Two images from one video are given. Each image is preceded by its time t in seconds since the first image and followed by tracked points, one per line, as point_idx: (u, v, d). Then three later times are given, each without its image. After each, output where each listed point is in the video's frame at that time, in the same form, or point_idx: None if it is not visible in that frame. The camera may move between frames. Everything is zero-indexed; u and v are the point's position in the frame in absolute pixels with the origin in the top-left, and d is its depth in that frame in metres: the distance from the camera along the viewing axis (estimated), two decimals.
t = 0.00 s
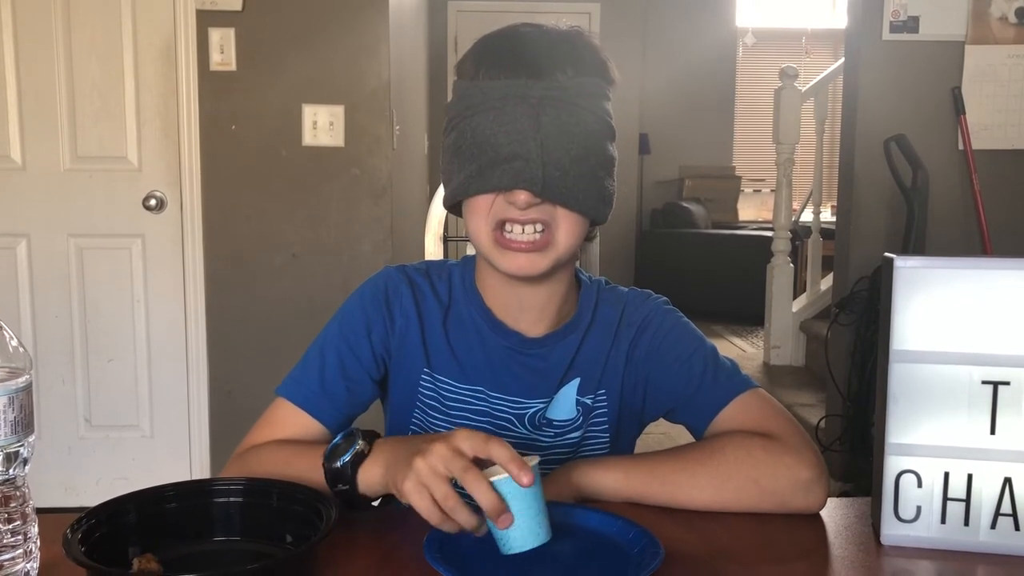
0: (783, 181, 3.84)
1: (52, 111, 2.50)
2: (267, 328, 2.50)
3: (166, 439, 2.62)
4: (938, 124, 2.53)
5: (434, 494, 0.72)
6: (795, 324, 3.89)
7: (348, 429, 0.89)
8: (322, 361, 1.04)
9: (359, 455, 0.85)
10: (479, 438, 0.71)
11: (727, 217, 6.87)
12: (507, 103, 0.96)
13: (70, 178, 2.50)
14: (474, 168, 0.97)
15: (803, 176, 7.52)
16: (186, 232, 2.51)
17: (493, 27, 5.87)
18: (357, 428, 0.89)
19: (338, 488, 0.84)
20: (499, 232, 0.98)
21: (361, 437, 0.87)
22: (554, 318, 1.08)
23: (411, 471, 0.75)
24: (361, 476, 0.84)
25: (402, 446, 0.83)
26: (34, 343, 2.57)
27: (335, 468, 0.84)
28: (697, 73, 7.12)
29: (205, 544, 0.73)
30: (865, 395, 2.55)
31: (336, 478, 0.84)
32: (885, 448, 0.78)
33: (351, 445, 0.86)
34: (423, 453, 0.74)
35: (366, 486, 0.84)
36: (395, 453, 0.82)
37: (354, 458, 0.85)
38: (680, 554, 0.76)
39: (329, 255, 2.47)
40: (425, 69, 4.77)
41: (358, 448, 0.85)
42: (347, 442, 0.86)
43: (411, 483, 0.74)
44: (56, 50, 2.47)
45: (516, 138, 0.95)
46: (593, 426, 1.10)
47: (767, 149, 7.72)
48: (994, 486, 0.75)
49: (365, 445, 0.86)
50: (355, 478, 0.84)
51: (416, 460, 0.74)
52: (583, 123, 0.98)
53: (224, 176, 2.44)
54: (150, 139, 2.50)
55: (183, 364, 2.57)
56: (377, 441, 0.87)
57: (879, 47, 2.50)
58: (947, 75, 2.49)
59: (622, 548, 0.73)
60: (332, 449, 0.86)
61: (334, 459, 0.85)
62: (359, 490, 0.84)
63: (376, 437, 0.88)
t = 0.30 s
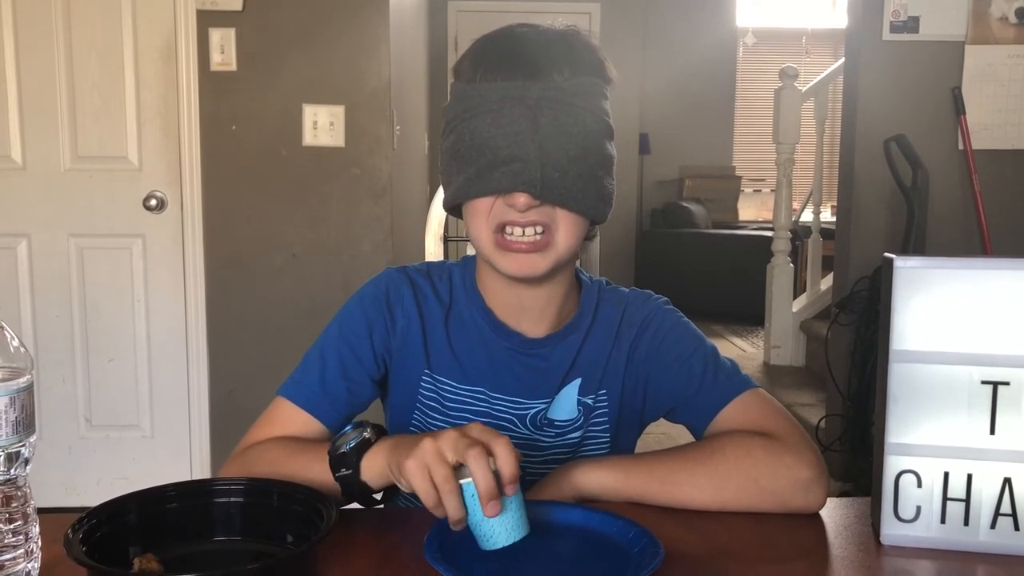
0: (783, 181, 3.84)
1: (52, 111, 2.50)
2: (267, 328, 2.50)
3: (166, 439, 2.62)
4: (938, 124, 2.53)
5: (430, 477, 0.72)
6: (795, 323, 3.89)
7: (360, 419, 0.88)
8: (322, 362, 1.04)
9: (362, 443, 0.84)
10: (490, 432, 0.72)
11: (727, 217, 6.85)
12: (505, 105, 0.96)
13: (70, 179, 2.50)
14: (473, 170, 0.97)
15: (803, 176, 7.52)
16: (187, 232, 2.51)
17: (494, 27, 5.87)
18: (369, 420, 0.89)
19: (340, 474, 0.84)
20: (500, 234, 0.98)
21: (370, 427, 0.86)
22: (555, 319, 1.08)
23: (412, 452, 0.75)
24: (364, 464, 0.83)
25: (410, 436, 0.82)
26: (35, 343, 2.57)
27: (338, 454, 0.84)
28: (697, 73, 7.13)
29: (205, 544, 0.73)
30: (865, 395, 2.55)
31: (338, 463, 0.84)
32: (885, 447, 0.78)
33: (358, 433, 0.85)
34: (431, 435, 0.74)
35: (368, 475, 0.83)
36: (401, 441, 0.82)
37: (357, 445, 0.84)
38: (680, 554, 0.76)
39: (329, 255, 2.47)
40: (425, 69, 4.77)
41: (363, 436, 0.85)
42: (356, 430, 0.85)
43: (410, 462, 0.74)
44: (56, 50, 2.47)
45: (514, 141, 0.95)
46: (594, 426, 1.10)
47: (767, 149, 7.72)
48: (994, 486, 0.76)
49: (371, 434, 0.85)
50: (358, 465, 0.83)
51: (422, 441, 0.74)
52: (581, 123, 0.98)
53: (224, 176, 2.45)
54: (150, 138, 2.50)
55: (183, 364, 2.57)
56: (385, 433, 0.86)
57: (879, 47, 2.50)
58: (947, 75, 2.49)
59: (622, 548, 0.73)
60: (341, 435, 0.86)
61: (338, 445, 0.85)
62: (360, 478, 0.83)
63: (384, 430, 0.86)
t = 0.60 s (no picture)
0: (783, 182, 3.84)
1: (53, 113, 2.50)
2: (267, 329, 2.50)
3: (166, 440, 2.62)
4: (938, 125, 2.53)
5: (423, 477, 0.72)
6: (795, 325, 3.89)
7: (360, 423, 0.90)
8: (328, 362, 1.03)
9: (362, 446, 0.85)
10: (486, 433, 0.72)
11: (727, 219, 6.85)
12: (512, 107, 0.97)
13: (71, 180, 2.50)
14: (482, 173, 0.98)
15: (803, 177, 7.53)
16: (187, 233, 2.51)
17: (494, 28, 5.87)
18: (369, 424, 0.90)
19: (338, 475, 0.85)
20: (510, 235, 0.98)
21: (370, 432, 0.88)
22: (564, 320, 1.08)
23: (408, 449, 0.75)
24: (361, 468, 0.84)
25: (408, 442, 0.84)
26: (35, 344, 2.57)
27: (337, 455, 0.85)
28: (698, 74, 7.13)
29: (205, 545, 0.73)
30: (865, 396, 2.54)
31: (336, 465, 0.85)
32: (885, 448, 0.78)
33: (358, 436, 0.87)
34: (426, 433, 0.74)
35: (366, 481, 0.84)
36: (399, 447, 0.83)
37: (357, 449, 0.85)
38: (681, 555, 0.76)
39: (329, 256, 2.47)
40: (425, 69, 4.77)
41: (363, 440, 0.86)
42: (356, 434, 0.87)
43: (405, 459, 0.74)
44: (57, 51, 2.47)
45: (523, 143, 0.96)
46: (602, 426, 1.10)
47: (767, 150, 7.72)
48: (994, 487, 0.76)
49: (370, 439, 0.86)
50: (356, 468, 0.84)
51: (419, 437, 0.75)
52: (589, 123, 0.98)
53: (224, 177, 2.45)
54: (150, 140, 2.51)
55: (183, 365, 2.57)
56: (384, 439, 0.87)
57: (879, 49, 2.50)
58: (947, 76, 2.49)
59: (623, 548, 0.73)
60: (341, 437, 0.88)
61: (338, 446, 0.86)
62: (358, 482, 0.85)
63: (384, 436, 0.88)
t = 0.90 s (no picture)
0: (782, 183, 3.84)
1: (53, 114, 2.50)
2: (267, 330, 2.50)
3: (166, 441, 2.62)
4: (938, 126, 2.53)
5: (461, 444, 0.73)
6: (795, 325, 3.89)
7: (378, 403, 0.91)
8: (346, 340, 1.03)
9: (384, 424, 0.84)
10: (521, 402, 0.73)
11: (727, 219, 6.88)
12: (538, 107, 0.97)
13: (70, 181, 2.51)
14: (502, 170, 0.97)
15: (803, 178, 7.53)
16: (187, 234, 2.51)
17: (493, 30, 5.87)
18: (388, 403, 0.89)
19: (361, 452, 0.84)
20: (527, 235, 0.97)
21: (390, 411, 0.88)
22: (573, 321, 1.08)
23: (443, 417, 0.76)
24: (387, 445, 0.83)
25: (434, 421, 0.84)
26: (35, 345, 2.57)
27: (359, 430, 0.85)
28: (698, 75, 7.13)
29: (205, 547, 0.73)
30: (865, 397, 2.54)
31: (359, 440, 0.85)
32: (885, 450, 0.78)
33: (379, 413, 0.87)
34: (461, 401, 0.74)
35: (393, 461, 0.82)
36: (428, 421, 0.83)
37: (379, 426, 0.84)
38: (682, 557, 0.76)
39: (329, 257, 2.47)
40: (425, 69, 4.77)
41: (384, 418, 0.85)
42: (376, 412, 0.87)
43: (441, 426, 0.75)
44: (57, 52, 2.47)
45: (548, 142, 0.96)
46: (607, 427, 1.10)
47: (767, 152, 7.73)
48: (994, 489, 0.76)
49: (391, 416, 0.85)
50: (380, 443, 0.83)
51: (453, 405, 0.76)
52: (612, 126, 0.98)
53: (224, 178, 2.45)
54: (150, 141, 2.51)
55: (183, 366, 2.57)
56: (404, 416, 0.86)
57: (879, 50, 2.51)
58: (947, 77, 2.49)
59: (623, 550, 0.73)
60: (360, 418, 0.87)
61: (358, 423, 0.86)
62: (381, 457, 0.83)
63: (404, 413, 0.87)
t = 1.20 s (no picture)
0: (782, 184, 3.84)
1: (53, 115, 2.50)
2: (267, 330, 2.50)
3: (165, 441, 2.62)
4: (938, 126, 2.53)
5: (488, 451, 0.72)
6: (795, 326, 3.89)
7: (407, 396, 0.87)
8: (347, 338, 1.02)
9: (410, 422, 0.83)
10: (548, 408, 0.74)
11: (727, 220, 6.88)
12: (551, 107, 0.96)
13: (70, 181, 2.51)
14: (514, 170, 0.96)
15: (803, 178, 7.53)
16: (187, 235, 2.51)
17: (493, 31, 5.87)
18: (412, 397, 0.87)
19: (380, 450, 0.84)
20: (535, 234, 0.98)
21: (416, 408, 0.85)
22: (575, 323, 1.09)
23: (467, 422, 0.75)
24: (408, 445, 0.82)
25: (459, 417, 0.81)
26: (35, 345, 2.57)
27: (381, 430, 0.84)
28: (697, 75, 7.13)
29: (205, 547, 0.73)
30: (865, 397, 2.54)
31: (380, 440, 0.84)
32: (885, 451, 0.78)
33: (403, 412, 0.84)
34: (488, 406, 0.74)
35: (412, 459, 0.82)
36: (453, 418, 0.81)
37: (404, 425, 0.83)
38: (681, 557, 0.76)
39: (329, 258, 2.47)
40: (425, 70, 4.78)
41: (409, 415, 0.83)
42: (401, 409, 0.84)
43: (468, 433, 0.74)
44: (57, 53, 2.47)
45: (561, 144, 0.96)
46: (609, 428, 1.10)
47: (767, 153, 7.73)
48: (994, 489, 0.76)
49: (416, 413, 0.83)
50: (403, 441, 0.82)
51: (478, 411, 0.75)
52: (624, 131, 0.98)
53: (224, 179, 2.45)
54: (149, 141, 2.51)
55: (183, 366, 2.57)
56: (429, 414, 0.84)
57: (879, 50, 2.51)
58: (947, 78, 2.49)
59: (623, 551, 0.74)
60: (384, 411, 0.85)
61: (380, 422, 0.84)
62: (399, 458, 0.82)
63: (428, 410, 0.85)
